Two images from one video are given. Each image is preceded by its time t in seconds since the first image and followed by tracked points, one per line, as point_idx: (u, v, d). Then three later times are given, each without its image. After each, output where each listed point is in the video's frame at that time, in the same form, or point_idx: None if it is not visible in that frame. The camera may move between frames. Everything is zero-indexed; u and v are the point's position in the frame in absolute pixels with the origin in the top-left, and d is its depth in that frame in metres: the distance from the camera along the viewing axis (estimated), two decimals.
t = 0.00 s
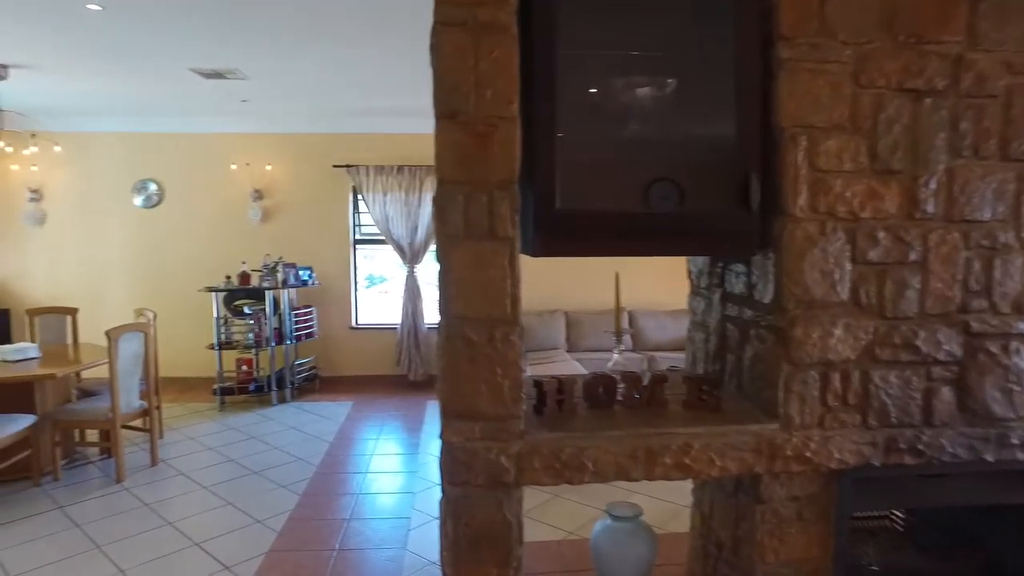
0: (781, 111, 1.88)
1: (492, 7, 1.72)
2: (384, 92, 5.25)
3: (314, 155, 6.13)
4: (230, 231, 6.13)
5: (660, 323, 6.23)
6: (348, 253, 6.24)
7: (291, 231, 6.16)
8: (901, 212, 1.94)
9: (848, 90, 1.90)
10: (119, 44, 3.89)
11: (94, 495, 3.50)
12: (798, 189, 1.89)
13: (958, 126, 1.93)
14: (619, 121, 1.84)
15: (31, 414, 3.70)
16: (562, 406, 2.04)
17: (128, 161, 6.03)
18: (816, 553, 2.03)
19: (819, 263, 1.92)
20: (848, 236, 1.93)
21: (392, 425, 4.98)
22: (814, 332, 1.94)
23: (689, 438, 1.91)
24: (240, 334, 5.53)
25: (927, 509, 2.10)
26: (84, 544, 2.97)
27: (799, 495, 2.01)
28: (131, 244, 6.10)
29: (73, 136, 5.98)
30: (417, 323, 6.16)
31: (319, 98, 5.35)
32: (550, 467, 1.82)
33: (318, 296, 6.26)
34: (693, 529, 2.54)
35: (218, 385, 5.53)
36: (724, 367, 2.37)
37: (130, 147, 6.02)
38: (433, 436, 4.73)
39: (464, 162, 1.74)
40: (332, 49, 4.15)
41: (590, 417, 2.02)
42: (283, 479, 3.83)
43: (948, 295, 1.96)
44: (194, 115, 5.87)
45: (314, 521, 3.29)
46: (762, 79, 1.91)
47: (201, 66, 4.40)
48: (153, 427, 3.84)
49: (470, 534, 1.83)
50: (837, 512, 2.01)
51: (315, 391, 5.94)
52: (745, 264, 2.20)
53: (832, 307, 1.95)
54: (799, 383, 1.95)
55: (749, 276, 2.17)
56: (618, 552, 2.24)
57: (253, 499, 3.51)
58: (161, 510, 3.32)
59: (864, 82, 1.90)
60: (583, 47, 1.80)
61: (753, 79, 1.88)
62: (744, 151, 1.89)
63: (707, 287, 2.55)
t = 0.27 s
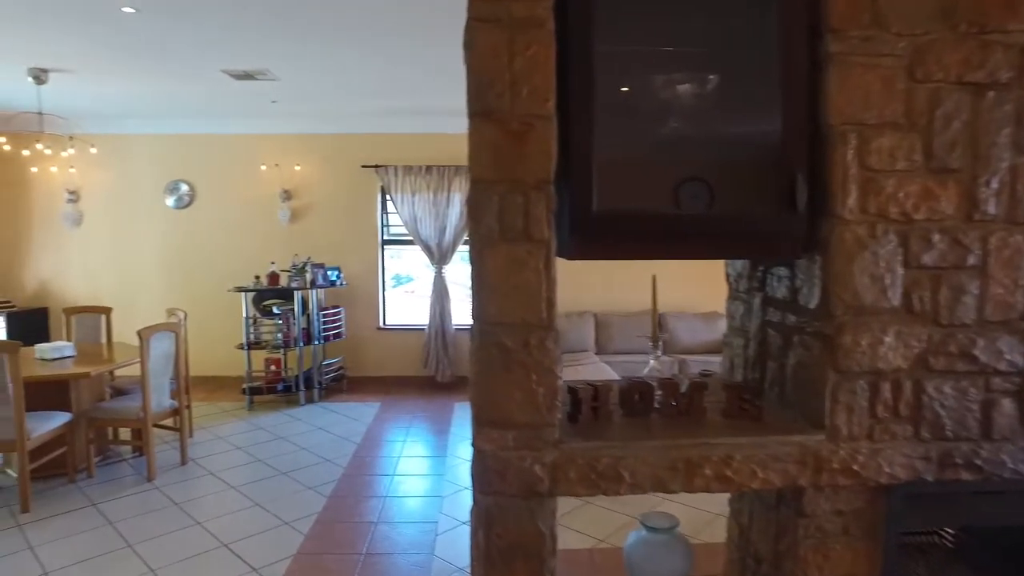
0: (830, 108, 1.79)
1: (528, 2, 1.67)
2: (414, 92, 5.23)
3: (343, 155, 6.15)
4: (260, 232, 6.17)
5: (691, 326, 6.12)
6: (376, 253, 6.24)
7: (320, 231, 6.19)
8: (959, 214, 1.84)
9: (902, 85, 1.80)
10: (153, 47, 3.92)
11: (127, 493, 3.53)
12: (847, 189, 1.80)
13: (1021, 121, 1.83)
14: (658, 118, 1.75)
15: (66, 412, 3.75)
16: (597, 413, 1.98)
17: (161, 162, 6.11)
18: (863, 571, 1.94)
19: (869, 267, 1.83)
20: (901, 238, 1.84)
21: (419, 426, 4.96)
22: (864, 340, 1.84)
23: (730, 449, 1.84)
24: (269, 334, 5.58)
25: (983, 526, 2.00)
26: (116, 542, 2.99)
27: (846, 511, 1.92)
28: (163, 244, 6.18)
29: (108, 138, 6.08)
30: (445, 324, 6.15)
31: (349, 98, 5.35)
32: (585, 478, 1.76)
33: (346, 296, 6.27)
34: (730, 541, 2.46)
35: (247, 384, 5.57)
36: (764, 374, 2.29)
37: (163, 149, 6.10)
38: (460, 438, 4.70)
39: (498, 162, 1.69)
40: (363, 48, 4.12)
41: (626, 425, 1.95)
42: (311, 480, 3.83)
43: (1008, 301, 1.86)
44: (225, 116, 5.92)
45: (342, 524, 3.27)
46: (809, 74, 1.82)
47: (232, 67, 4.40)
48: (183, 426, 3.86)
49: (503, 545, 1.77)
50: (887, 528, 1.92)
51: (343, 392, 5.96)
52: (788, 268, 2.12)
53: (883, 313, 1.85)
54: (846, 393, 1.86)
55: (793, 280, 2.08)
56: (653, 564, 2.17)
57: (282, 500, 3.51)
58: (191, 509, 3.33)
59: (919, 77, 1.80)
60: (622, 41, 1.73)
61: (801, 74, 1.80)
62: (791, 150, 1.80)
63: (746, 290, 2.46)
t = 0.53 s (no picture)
0: (876, 101, 1.72)
1: None
2: (440, 90, 5.20)
3: (368, 155, 6.16)
4: (287, 231, 6.21)
5: (719, 329, 6.01)
6: (401, 253, 6.24)
7: (345, 231, 6.21)
8: (1014, 212, 1.75)
9: (953, 76, 1.72)
10: (183, 47, 3.94)
11: (155, 490, 3.56)
12: (894, 186, 1.72)
13: None
14: (695, 115, 1.70)
15: (97, 409, 3.80)
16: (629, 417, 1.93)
17: (190, 162, 6.18)
18: None
19: (917, 268, 1.74)
20: (951, 238, 1.75)
21: (444, 427, 4.94)
22: (910, 344, 1.76)
23: (768, 456, 1.76)
24: (294, 334, 5.59)
25: None
26: (144, 538, 3.01)
27: (890, 522, 1.84)
28: (192, 243, 6.25)
29: (139, 139, 6.17)
30: (470, 323, 6.13)
31: (376, 97, 5.35)
32: (617, 484, 1.71)
33: (371, 296, 6.28)
34: (764, 550, 2.38)
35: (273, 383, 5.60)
36: (802, 378, 2.21)
37: (192, 149, 6.17)
38: (485, 440, 4.67)
39: (530, 158, 1.65)
40: (390, 47, 4.10)
41: (660, 430, 1.90)
42: (336, 480, 3.82)
43: None
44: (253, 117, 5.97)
45: (367, 524, 3.26)
46: (854, 66, 1.74)
47: (260, 66, 4.41)
48: (211, 424, 3.89)
49: (531, 552, 1.73)
50: (934, 542, 1.83)
51: (368, 391, 5.97)
52: (828, 269, 2.04)
53: (932, 316, 1.77)
54: (891, 399, 1.78)
55: (833, 281, 2.00)
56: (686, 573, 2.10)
57: (307, 499, 3.51)
58: (218, 507, 3.34)
59: (972, 67, 1.72)
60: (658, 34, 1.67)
61: (845, 66, 1.72)
62: (834, 145, 1.72)
63: (782, 291, 2.39)
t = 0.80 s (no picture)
0: (925, 94, 1.64)
1: None
2: (466, 89, 5.18)
3: (394, 154, 6.17)
4: (313, 230, 6.25)
5: (747, 330, 5.91)
6: (427, 252, 6.24)
7: (371, 231, 6.23)
8: None
9: (1009, 68, 1.64)
10: (212, 48, 3.97)
11: (184, 487, 3.59)
12: (944, 184, 1.64)
13: None
14: (732, 111, 1.64)
15: (128, 406, 3.85)
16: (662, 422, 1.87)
17: (218, 162, 6.25)
18: None
19: (968, 269, 1.66)
20: (1005, 238, 1.67)
21: (469, 428, 4.92)
22: (960, 349, 1.68)
23: (808, 464, 1.69)
24: (320, 332, 5.65)
25: None
26: (172, 535, 3.03)
27: (936, 535, 1.76)
28: (220, 242, 6.32)
29: (170, 139, 6.25)
30: (496, 324, 6.12)
31: (402, 96, 5.34)
32: (650, 490, 1.66)
33: (397, 296, 6.29)
34: (800, 559, 2.31)
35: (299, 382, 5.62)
36: (841, 383, 2.13)
37: (220, 150, 6.24)
38: (511, 442, 4.63)
39: (563, 156, 1.61)
40: (417, 46, 4.08)
41: (694, 435, 1.84)
42: (362, 480, 3.82)
43: None
44: (281, 117, 6.02)
45: (392, 525, 3.25)
46: (902, 58, 1.67)
47: (287, 67, 4.43)
48: (238, 423, 3.91)
49: (562, 559, 1.69)
50: (985, 556, 1.75)
51: (393, 390, 5.98)
52: (870, 270, 1.97)
53: (984, 320, 1.68)
54: (939, 407, 1.70)
55: (876, 283, 1.92)
56: None
57: (333, 499, 3.51)
58: (244, 505, 3.36)
59: None
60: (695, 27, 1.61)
61: (893, 58, 1.65)
62: (879, 141, 1.65)
63: (820, 293, 2.31)
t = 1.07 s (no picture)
0: (983, 87, 1.54)
1: None
2: (494, 88, 5.14)
3: (421, 154, 6.17)
4: (340, 230, 6.27)
5: (779, 333, 5.79)
6: (453, 252, 6.22)
7: (398, 230, 6.23)
8: None
9: None
10: (241, 49, 3.99)
11: (212, 485, 3.61)
12: (1003, 181, 1.54)
13: None
14: (774, 106, 1.56)
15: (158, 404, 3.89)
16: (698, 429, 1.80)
17: (248, 162, 6.31)
18: None
19: None
20: None
21: (495, 429, 4.89)
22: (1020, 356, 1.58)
23: (853, 474, 1.61)
24: (348, 332, 5.64)
25: None
26: (201, 533, 3.04)
27: (991, 552, 1.66)
28: (249, 241, 6.38)
29: (199, 139, 6.33)
30: (523, 324, 6.08)
31: (430, 95, 5.31)
32: (687, 500, 1.59)
33: (423, 295, 6.28)
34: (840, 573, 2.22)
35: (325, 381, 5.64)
36: (886, 390, 2.03)
37: (249, 150, 6.30)
38: (538, 444, 4.58)
39: (598, 152, 1.55)
40: (445, 45, 4.03)
41: (733, 442, 1.77)
42: (388, 481, 3.80)
43: None
44: (309, 117, 6.05)
45: (418, 527, 3.22)
46: (958, 48, 1.57)
47: (315, 66, 4.43)
48: (265, 422, 3.93)
49: (594, 568, 1.63)
50: None
51: (419, 390, 5.97)
52: (919, 272, 1.87)
53: None
54: (996, 417, 1.60)
55: (926, 285, 1.83)
56: None
57: (359, 500, 3.50)
58: (272, 505, 3.36)
59: None
60: (735, 18, 1.54)
61: (949, 47, 1.55)
62: (932, 136, 1.55)
63: (863, 296, 2.21)
